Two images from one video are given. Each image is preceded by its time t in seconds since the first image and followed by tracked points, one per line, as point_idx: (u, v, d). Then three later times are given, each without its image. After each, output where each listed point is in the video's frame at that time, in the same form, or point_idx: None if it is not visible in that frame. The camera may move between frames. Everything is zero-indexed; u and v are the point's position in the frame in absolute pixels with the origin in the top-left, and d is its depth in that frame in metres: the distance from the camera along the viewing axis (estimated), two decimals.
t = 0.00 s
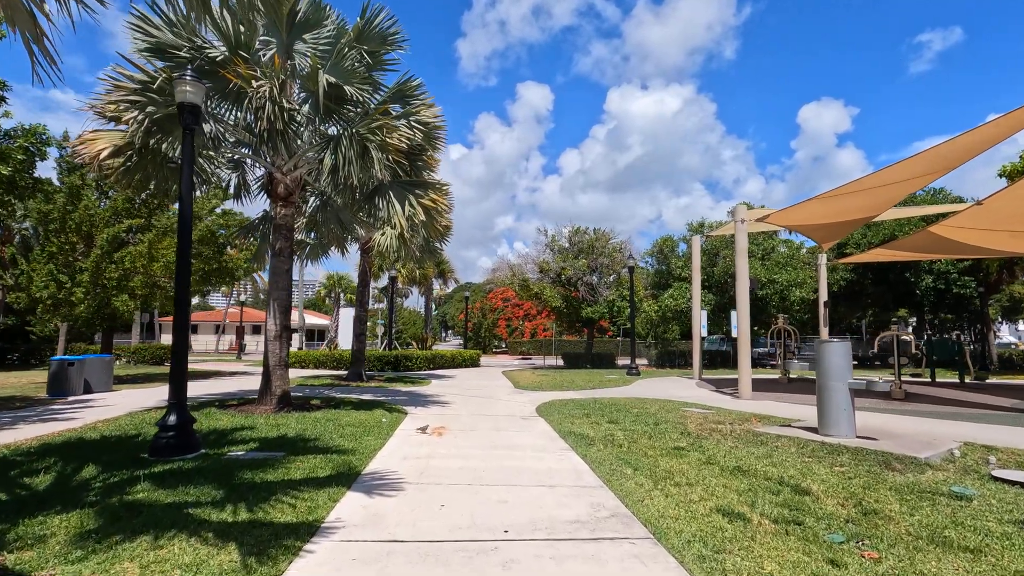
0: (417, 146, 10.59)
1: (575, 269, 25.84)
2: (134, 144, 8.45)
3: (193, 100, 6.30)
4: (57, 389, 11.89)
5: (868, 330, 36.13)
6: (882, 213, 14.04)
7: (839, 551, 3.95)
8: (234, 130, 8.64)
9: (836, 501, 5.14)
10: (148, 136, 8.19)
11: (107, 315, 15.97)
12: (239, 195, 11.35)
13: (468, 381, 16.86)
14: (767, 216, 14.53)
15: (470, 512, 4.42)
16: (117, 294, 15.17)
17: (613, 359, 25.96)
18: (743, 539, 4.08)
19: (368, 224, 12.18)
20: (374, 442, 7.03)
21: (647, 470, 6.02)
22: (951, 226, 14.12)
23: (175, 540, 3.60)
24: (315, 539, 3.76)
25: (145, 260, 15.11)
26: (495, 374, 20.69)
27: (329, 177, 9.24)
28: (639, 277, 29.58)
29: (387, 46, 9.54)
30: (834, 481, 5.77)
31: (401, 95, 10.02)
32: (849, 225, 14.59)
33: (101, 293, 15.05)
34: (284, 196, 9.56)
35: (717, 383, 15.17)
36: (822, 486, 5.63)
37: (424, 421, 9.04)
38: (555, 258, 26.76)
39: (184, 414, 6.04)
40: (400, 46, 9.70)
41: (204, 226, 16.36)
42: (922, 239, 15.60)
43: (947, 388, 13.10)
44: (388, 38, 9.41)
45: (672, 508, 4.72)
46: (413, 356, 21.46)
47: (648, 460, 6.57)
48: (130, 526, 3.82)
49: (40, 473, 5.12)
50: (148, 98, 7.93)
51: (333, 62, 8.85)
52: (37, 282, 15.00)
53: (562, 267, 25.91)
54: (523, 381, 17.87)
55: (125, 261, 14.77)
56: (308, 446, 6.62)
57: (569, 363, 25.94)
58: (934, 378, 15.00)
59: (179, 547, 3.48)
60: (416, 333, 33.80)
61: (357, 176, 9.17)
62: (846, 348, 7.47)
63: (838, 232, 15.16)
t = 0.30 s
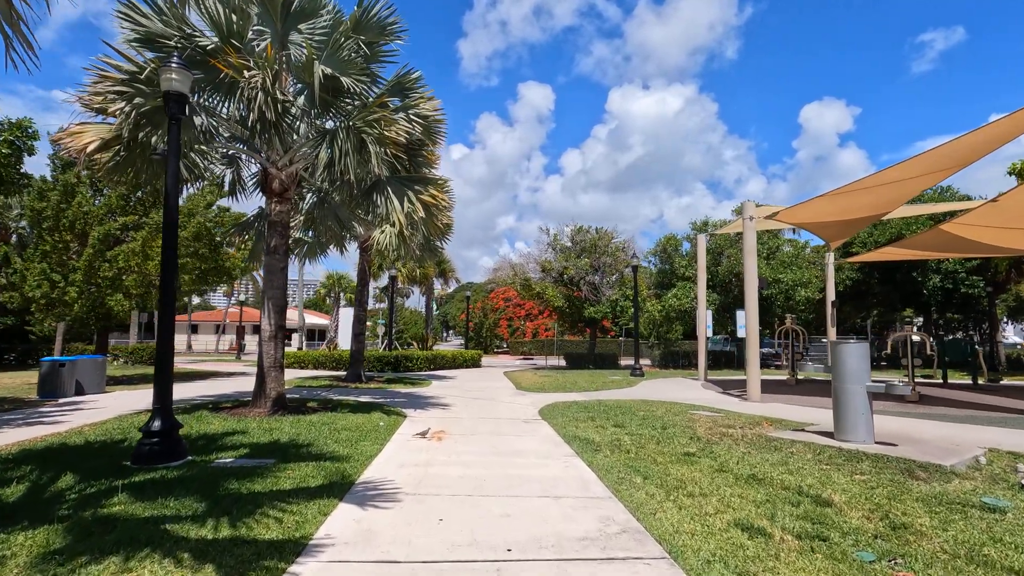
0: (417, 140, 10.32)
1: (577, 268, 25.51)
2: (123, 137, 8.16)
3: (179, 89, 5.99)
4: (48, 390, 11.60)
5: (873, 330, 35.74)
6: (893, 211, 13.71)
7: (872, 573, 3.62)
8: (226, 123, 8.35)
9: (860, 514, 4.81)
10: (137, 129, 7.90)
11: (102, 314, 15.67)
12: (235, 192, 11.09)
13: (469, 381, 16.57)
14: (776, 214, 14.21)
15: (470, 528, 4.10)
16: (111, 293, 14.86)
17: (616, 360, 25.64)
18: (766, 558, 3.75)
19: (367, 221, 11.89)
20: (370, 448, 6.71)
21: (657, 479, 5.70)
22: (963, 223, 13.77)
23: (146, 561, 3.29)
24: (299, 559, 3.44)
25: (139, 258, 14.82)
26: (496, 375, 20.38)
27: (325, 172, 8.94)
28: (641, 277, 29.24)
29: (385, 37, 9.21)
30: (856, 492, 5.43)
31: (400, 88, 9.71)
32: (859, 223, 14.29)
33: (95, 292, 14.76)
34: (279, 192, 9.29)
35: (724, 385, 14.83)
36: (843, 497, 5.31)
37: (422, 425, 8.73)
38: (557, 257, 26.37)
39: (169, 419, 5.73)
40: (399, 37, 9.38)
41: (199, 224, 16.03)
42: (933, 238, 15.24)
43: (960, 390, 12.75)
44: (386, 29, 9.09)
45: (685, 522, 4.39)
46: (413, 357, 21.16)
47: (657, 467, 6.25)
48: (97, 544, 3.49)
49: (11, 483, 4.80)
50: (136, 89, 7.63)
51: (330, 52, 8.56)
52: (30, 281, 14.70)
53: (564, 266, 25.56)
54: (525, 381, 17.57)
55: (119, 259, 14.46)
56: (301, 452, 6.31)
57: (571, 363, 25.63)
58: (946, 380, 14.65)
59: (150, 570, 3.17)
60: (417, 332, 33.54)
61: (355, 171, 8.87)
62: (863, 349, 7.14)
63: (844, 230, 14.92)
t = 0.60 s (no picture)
0: (416, 133, 10.02)
1: (580, 267, 25.16)
2: (110, 129, 7.88)
3: (164, 74, 5.70)
4: (39, 391, 11.32)
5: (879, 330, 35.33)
6: (904, 207, 13.37)
7: None
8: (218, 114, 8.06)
9: (888, 526, 4.49)
10: (124, 120, 7.60)
11: (97, 313, 15.39)
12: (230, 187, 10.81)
13: (470, 382, 16.25)
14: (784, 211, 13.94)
15: (468, 541, 3.79)
16: (105, 291, 14.57)
17: (619, 360, 25.33)
18: None
19: (365, 217, 11.59)
20: (365, 452, 6.40)
21: (668, 486, 5.38)
22: (976, 220, 13.42)
23: None
24: None
25: (134, 256, 14.54)
26: (498, 375, 20.07)
27: (321, 165, 8.64)
28: (645, 277, 28.92)
29: (383, 25, 8.89)
30: (879, 500, 5.11)
31: (398, 79, 9.40)
32: (869, 220, 13.98)
33: (88, 290, 14.47)
34: (273, 186, 9.00)
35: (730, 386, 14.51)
36: (867, 505, 4.99)
37: (421, 427, 8.41)
38: (560, 256, 26.02)
39: (152, 422, 5.43)
40: (397, 25, 9.06)
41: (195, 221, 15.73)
42: (944, 235, 14.88)
43: (975, 392, 12.41)
44: (383, 17, 8.77)
45: (701, 535, 4.06)
46: (413, 356, 20.86)
47: (667, 473, 5.93)
48: (60, 562, 3.19)
49: None
50: (123, 77, 7.34)
51: (324, 41, 8.16)
52: (23, 279, 14.42)
53: (566, 265, 25.21)
54: (527, 382, 17.26)
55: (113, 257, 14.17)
56: (292, 457, 6.01)
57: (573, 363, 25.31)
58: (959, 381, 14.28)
59: None
60: (418, 332, 33.23)
61: (351, 164, 8.57)
62: (882, 348, 6.81)
63: (853, 227, 14.64)
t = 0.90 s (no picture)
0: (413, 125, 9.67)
1: (581, 266, 24.77)
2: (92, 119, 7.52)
3: (142, 57, 5.34)
4: (24, 392, 10.97)
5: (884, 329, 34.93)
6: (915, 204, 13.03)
7: None
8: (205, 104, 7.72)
9: (920, 543, 4.13)
10: (106, 111, 7.26)
11: (87, 312, 15.05)
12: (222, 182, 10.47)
13: (469, 383, 15.90)
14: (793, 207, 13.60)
15: (465, 563, 3.44)
16: (95, 290, 14.22)
17: (621, 360, 24.98)
18: None
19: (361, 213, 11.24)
20: (357, 458, 6.06)
21: (679, 496, 5.03)
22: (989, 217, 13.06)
23: None
24: None
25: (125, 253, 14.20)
26: (498, 375, 19.69)
27: (313, 157, 8.29)
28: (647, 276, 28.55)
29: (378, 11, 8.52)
30: (907, 513, 4.76)
31: (394, 69, 9.05)
32: (879, 217, 13.66)
33: (78, 288, 14.12)
34: (265, 180, 8.65)
35: (736, 387, 14.15)
36: (894, 519, 4.63)
37: (417, 431, 8.06)
38: (561, 255, 25.62)
39: (128, 428, 5.09)
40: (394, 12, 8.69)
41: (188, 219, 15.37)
42: (956, 233, 14.51)
43: (989, 393, 12.05)
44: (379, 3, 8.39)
45: (721, 555, 3.71)
46: (412, 356, 20.51)
47: (677, 482, 5.58)
48: None
49: None
50: (104, 64, 7.00)
51: (315, 27, 7.77)
52: (11, 277, 14.07)
53: (568, 264, 24.63)
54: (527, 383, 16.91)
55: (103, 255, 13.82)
56: (279, 465, 5.66)
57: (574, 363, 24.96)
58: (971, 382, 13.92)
59: None
60: (417, 332, 32.84)
61: (344, 156, 8.23)
62: (903, 349, 6.45)
63: (862, 224, 14.33)
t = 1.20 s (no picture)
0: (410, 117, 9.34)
1: (582, 265, 24.44)
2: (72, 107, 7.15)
3: (117, 36, 5.00)
4: (7, 394, 10.61)
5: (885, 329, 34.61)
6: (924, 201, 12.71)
7: None
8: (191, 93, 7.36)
9: (956, 560, 3.80)
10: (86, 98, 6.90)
11: (76, 312, 14.68)
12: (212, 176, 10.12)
13: (467, 383, 15.57)
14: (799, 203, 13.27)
15: None
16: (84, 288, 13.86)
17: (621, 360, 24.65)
18: None
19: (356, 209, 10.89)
20: (349, 465, 5.71)
21: (693, 507, 4.69)
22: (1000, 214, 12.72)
23: None
24: None
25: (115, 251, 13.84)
26: (496, 376, 19.34)
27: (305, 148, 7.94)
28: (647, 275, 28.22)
29: None
30: (937, 525, 4.42)
31: (390, 57, 8.71)
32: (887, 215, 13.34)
33: (66, 287, 13.77)
34: (255, 173, 8.31)
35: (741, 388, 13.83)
36: (925, 533, 4.29)
37: (412, 435, 7.71)
38: (560, 254, 25.29)
39: (101, 435, 4.75)
40: None
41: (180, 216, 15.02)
42: (965, 230, 14.19)
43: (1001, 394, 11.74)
44: None
45: None
46: (409, 357, 20.16)
47: (689, 491, 5.24)
48: None
49: None
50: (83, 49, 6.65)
51: (307, 12, 7.51)
52: None
53: (568, 263, 24.40)
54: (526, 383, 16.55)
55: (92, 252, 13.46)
56: (265, 472, 5.31)
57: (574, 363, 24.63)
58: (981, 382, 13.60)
59: None
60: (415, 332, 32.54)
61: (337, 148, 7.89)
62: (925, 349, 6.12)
63: (870, 221, 14.02)
